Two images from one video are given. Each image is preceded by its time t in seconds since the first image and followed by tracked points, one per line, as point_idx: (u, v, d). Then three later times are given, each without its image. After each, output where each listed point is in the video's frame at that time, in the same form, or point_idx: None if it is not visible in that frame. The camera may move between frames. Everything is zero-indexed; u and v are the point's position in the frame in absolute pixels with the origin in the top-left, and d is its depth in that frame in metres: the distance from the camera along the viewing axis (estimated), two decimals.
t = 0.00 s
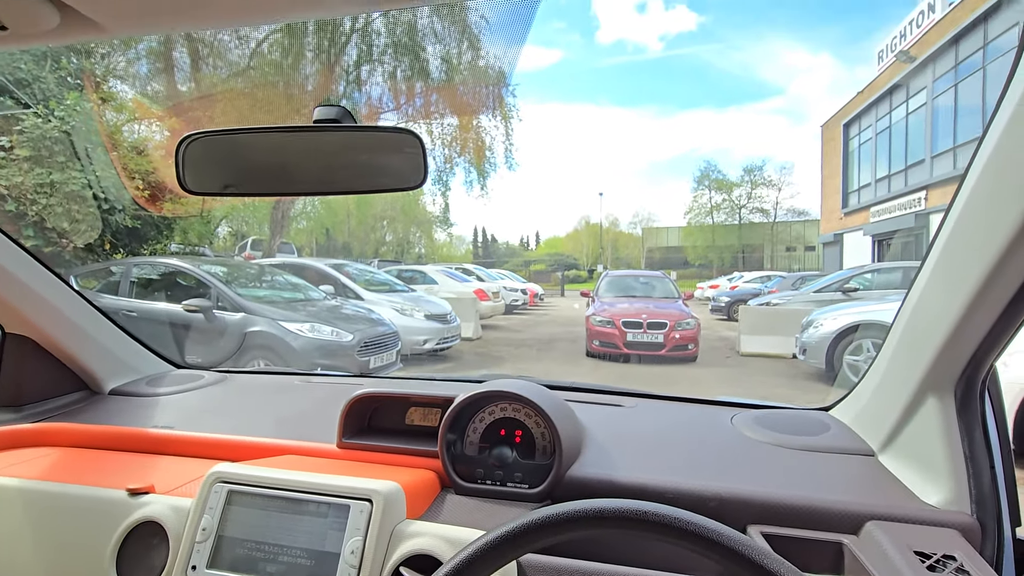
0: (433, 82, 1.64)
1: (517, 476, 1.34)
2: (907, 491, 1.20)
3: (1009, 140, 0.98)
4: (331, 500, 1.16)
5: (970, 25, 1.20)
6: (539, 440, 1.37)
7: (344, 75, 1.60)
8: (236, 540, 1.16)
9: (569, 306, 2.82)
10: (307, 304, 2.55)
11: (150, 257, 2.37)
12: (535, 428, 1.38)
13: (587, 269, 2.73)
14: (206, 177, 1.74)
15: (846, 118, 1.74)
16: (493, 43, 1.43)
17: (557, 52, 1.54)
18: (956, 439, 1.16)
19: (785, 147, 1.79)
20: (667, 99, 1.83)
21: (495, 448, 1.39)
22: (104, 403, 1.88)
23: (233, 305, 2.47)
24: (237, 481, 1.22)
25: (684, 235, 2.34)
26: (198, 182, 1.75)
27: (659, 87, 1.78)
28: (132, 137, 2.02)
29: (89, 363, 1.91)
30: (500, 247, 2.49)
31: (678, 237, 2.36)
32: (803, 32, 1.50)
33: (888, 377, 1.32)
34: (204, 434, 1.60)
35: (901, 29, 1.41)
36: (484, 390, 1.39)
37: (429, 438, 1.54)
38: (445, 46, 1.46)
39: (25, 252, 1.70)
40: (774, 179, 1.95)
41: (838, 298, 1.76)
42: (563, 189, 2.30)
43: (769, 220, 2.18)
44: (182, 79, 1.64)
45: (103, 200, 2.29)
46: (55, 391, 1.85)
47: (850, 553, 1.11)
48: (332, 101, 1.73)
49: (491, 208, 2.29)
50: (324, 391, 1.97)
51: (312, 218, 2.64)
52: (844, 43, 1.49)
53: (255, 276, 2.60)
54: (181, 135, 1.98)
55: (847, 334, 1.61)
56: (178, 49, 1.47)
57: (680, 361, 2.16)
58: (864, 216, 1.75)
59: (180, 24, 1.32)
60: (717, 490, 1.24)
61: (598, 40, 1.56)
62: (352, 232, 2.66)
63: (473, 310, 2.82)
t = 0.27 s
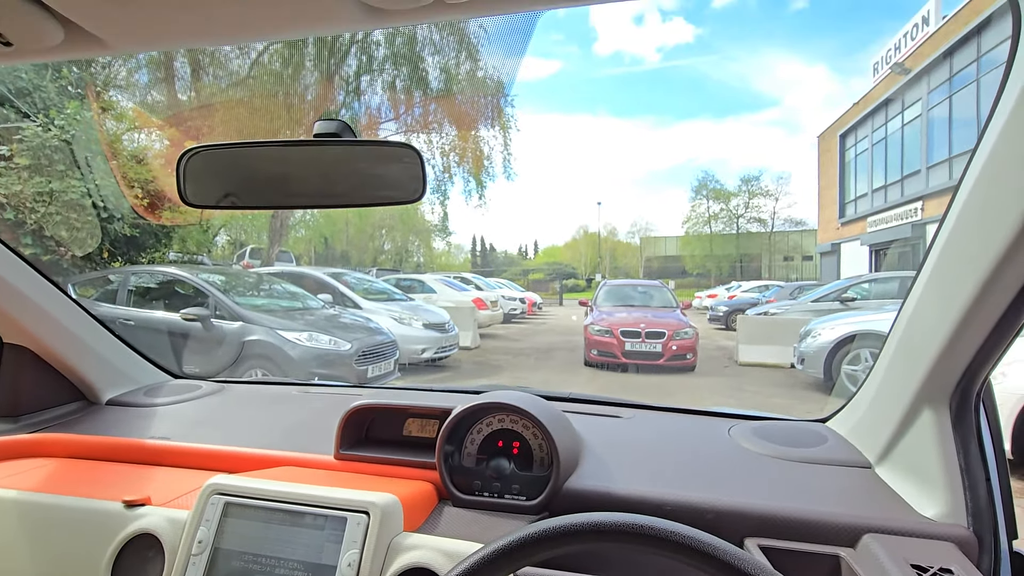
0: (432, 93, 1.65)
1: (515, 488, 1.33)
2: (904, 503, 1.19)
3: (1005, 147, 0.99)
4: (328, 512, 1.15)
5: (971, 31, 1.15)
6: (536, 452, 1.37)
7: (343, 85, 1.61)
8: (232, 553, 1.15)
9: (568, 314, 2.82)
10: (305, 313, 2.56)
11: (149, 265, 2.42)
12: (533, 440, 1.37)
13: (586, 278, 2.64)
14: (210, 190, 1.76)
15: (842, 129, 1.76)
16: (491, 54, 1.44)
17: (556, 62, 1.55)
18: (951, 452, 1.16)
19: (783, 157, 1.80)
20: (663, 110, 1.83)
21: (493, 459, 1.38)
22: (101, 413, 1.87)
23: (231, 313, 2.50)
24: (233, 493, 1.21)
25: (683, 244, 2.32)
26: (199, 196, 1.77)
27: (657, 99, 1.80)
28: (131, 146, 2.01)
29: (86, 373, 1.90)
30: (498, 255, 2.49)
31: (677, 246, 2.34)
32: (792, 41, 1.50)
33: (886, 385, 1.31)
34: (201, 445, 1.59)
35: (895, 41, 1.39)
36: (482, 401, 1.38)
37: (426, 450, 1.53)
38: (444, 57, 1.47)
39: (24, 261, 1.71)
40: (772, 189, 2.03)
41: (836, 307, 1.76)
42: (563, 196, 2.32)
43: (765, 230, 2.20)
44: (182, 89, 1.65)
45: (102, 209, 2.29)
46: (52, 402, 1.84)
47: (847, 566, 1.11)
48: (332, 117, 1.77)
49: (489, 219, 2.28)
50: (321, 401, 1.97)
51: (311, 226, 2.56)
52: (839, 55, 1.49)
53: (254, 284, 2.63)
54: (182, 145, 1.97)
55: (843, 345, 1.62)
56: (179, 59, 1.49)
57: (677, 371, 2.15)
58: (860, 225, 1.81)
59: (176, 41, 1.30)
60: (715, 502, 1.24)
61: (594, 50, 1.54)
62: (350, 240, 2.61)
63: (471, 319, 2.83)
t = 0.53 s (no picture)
0: (432, 101, 1.66)
1: (513, 498, 1.32)
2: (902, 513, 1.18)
3: (1001, 153, 1.00)
4: (325, 522, 1.15)
5: (964, 44, 1.16)
6: (534, 461, 1.36)
7: (343, 93, 1.62)
8: (228, 563, 1.15)
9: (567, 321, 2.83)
10: (304, 320, 2.61)
11: (149, 272, 2.44)
12: (531, 450, 1.36)
13: (585, 285, 2.71)
14: (210, 200, 1.78)
15: (841, 137, 1.76)
16: (491, 62, 1.45)
17: (555, 70, 1.56)
18: (946, 462, 1.16)
19: (783, 165, 1.81)
20: (663, 120, 1.83)
21: (490, 469, 1.37)
22: (99, 420, 1.86)
23: (230, 320, 2.52)
24: (231, 502, 1.21)
25: (681, 251, 2.35)
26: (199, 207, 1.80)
27: (659, 108, 1.79)
28: (131, 153, 1.99)
29: (84, 381, 1.89)
30: (498, 262, 2.50)
31: (676, 253, 2.37)
32: (793, 50, 1.46)
33: (883, 392, 1.31)
34: (199, 454, 1.58)
35: (891, 50, 1.40)
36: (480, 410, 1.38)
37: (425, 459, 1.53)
38: (444, 64, 1.48)
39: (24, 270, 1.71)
40: (770, 197, 2.00)
41: (835, 315, 1.76)
42: (562, 203, 2.32)
43: (765, 237, 2.21)
44: (183, 96, 1.66)
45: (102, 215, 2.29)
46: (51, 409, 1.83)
47: None
48: (333, 125, 1.77)
49: (487, 225, 2.28)
50: (320, 409, 1.96)
51: (311, 233, 2.56)
52: (836, 64, 1.49)
53: (253, 291, 2.68)
54: (182, 152, 1.97)
55: (842, 352, 1.62)
56: (180, 67, 1.50)
57: (677, 379, 2.15)
58: (859, 233, 1.83)
59: (177, 55, 1.31)
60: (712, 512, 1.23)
61: (594, 59, 1.55)
62: (350, 247, 2.62)
63: (470, 326, 2.83)
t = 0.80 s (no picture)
0: (437, 108, 1.66)
1: (517, 504, 1.31)
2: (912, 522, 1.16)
3: (1006, 159, 1.00)
4: (330, 528, 1.15)
5: (970, 48, 1.15)
6: (538, 467, 1.36)
7: (349, 100, 1.63)
8: (233, 568, 1.15)
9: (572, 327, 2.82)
10: (310, 325, 2.62)
11: (156, 278, 2.53)
12: (535, 456, 1.36)
13: (590, 290, 2.73)
14: (218, 207, 1.80)
15: (846, 141, 1.76)
16: (496, 69, 1.46)
17: (559, 77, 1.56)
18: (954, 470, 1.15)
19: (788, 168, 1.81)
20: (669, 126, 1.83)
21: (495, 476, 1.37)
22: (106, 425, 1.87)
23: (236, 326, 2.54)
24: (235, 508, 1.21)
25: (687, 256, 2.40)
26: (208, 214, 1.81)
27: (665, 115, 1.79)
28: (141, 159, 2.01)
29: (91, 385, 1.89)
30: (502, 268, 2.49)
31: (681, 259, 2.43)
32: (797, 56, 1.45)
33: (891, 401, 1.30)
34: (205, 459, 1.59)
35: (897, 55, 1.40)
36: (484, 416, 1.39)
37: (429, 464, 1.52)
38: (450, 72, 1.49)
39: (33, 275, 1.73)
40: (776, 203, 2.03)
41: (842, 321, 1.75)
42: (567, 208, 2.33)
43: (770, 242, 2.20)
44: (191, 104, 1.68)
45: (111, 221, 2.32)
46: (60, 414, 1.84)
47: None
48: (340, 132, 1.77)
49: (491, 232, 2.28)
50: (325, 414, 1.96)
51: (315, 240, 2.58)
52: (840, 70, 1.49)
53: (258, 297, 2.69)
54: (190, 159, 1.97)
55: (850, 359, 1.60)
56: (188, 74, 1.51)
57: (683, 385, 2.14)
58: (867, 238, 1.80)
59: (185, 64, 1.32)
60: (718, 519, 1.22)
61: (598, 66, 1.55)
62: (356, 253, 2.63)
63: (475, 331, 2.83)
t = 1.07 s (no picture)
0: (447, 109, 1.66)
1: (530, 504, 1.31)
2: (932, 526, 1.15)
3: None
4: (343, 528, 1.15)
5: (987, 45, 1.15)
6: (551, 468, 1.35)
7: (360, 102, 1.63)
8: (248, 567, 1.15)
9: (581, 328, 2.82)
10: (320, 326, 2.63)
11: (170, 278, 2.55)
12: (547, 457, 1.36)
13: (600, 291, 2.77)
14: (232, 207, 1.81)
15: (860, 141, 1.73)
16: (507, 70, 1.46)
17: (568, 77, 1.56)
18: (979, 475, 1.13)
19: (801, 170, 1.78)
20: (678, 126, 1.82)
21: (508, 476, 1.36)
22: (123, 424, 1.90)
23: (247, 326, 2.53)
24: (249, 507, 1.22)
25: (696, 258, 2.42)
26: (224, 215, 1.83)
27: (674, 114, 1.78)
28: (154, 161, 2.03)
29: (108, 384, 1.92)
30: (511, 268, 2.49)
31: (691, 260, 2.45)
32: (807, 54, 1.43)
33: (911, 400, 1.28)
34: (219, 459, 1.60)
35: (912, 54, 1.38)
36: (498, 416, 1.38)
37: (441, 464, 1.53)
38: (460, 73, 1.49)
39: (53, 276, 1.75)
40: (788, 202, 1.98)
41: (856, 323, 1.73)
42: (576, 209, 2.32)
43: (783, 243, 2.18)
44: (204, 106, 1.69)
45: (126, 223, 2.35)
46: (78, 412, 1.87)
47: None
48: (350, 133, 1.78)
49: (499, 233, 2.27)
50: (336, 415, 1.97)
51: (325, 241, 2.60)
52: (852, 67, 1.46)
53: (270, 297, 2.72)
54: (202, 160, 1.99)
55: (863, 358, 1.60)
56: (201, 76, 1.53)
57: (694, 387, 2.13)
58: (880, 239, 1.80)
59: (199, 65, 1.33)
60: (733, 522, 1.21)
61: (607, 67, 1.54)
62: (365, 254, 2.68)
63: (484, 333, 2.84)
